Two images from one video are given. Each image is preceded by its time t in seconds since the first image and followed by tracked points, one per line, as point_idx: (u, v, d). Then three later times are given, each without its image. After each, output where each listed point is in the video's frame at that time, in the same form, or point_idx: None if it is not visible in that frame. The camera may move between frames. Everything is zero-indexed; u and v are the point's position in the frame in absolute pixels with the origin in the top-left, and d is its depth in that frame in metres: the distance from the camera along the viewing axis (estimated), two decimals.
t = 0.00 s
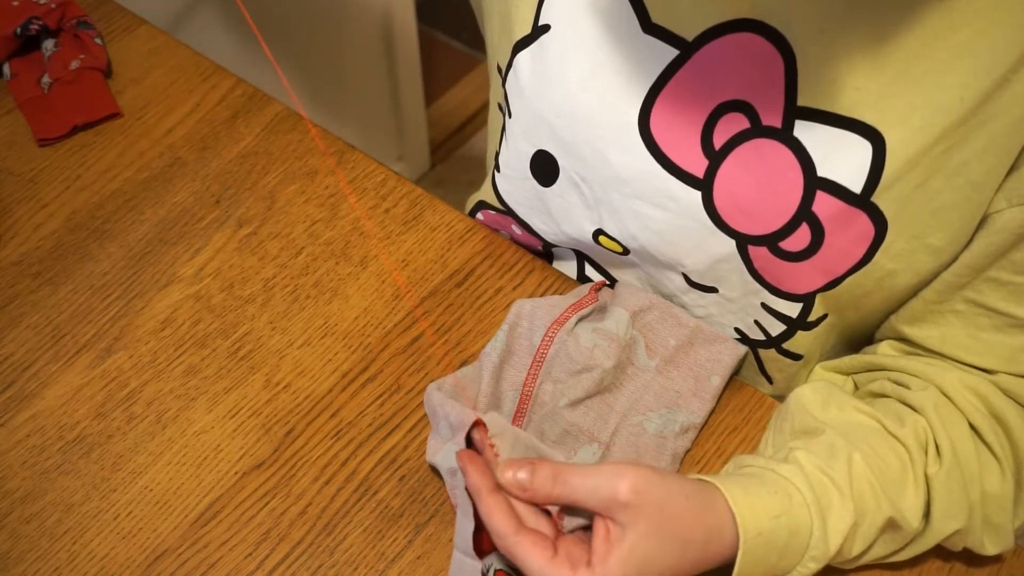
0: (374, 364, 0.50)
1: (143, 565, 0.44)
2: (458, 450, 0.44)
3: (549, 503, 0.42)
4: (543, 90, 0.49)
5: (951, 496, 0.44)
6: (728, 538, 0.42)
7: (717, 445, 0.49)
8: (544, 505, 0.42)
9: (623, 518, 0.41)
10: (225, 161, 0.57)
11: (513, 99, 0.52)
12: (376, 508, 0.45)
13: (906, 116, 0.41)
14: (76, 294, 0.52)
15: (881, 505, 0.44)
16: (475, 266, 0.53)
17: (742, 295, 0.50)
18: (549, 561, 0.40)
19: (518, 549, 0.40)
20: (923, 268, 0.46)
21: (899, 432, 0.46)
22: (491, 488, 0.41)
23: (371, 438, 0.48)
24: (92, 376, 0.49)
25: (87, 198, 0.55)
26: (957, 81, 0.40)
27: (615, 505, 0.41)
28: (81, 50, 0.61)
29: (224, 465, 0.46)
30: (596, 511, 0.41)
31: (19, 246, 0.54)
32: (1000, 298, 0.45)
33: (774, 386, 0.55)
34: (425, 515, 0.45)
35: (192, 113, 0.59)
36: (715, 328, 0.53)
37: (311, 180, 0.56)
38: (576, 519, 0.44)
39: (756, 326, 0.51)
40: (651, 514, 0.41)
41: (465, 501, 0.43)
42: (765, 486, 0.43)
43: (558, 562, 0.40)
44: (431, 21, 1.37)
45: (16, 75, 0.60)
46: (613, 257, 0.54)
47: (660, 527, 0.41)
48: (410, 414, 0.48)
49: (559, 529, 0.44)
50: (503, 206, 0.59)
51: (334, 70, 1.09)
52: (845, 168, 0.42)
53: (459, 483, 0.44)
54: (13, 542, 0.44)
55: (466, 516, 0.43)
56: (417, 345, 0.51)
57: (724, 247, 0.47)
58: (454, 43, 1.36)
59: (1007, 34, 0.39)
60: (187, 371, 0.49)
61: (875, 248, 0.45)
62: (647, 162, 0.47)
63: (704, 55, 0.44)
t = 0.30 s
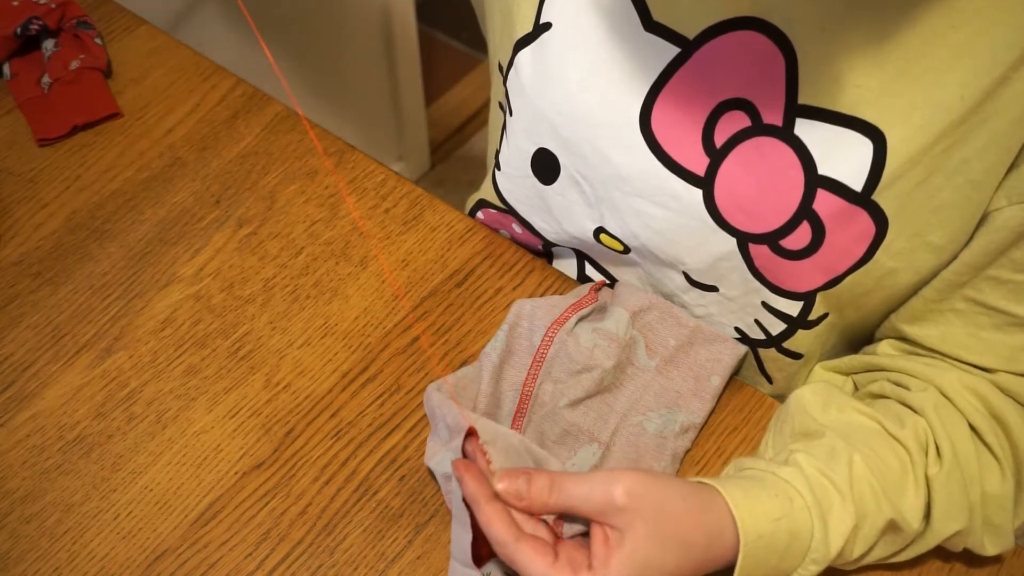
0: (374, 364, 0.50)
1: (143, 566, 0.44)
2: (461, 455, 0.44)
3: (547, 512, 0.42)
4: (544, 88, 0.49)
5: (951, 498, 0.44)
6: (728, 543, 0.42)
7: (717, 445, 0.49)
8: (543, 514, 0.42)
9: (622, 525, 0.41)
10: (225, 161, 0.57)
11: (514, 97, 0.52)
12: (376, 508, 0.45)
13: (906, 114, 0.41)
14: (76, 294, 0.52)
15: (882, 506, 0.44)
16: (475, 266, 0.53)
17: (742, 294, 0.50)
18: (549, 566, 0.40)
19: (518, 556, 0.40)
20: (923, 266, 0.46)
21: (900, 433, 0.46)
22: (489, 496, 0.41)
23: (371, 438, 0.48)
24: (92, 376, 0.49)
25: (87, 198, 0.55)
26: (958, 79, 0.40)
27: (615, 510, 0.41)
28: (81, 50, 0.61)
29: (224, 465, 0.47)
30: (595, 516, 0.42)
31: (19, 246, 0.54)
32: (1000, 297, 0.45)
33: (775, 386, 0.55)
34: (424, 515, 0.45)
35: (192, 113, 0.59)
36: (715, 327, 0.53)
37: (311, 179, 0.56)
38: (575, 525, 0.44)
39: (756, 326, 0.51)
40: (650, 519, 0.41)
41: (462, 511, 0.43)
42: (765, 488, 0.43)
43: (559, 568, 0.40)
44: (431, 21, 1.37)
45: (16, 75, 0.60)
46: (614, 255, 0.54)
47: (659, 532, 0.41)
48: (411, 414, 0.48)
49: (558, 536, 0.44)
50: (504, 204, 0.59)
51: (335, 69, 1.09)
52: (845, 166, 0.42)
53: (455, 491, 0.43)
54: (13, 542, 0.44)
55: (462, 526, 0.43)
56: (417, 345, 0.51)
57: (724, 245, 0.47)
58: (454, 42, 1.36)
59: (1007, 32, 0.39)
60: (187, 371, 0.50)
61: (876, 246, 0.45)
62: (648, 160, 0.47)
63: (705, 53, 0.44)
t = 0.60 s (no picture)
0: (375, 364, 0.50)
1: (143, 566, 0.44)
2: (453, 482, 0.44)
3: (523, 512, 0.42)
4: (546, 84, 0.49)
5: (949, 492, 0.44)
6: (718, 530, 0.42)
7: (716, 445, 0.49)
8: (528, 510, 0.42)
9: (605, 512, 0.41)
10: (225, 161, 0.57)
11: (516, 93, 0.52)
12: (376, 508, 0.45)
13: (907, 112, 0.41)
14: (76, 294, 0.52)
15: (878, 496, 0.44)
16: (475, 266, 0.53)
17: (741, 292, 0.50)
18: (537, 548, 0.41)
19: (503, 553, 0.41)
20: (924, 265, 0.46)
21: (896, 427, 0.46)
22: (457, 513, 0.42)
23: (371, 438, 0.48)
24: (92, 376, 0.49)
25: (87, 198, 0.55)
26: (959, 78, 0.40)
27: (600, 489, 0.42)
28: (81, 50, 0.61)
29: (224, 465, 0.47)
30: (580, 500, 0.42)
31: (19, 246, 0.54)
32: (1000, 295, 0.45)
33: (775, 386, 0.55)
34: (425, 515, 0.45)
35: (191, 113, 0.59)
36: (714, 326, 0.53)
37: (310, 179, 0.56)
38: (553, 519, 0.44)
39: (755, 325, 0.51)
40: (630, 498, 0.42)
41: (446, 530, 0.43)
42: (757, 475, 0.44)
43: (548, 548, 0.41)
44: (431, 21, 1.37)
45: (16, 75, 0.61)
46: (615, 250, 0.54)
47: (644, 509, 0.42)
48: (410, 414, 0.48)
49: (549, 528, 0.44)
50: (506, 200, 0.59)
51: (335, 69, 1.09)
52: (846, 164, 0.42)
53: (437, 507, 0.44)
54: (13, 542, 0.44)
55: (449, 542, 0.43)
56: (417, 345, 0.51)
57: (725, 242, 0.47)
58: (454, 43, 1.36)
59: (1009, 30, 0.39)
60: (187, 371, 0.50)
61: (876, 244, 0.45)
62: (650, 157, 0.47)
63: (708, 50, 0.44)
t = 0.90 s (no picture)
0: (375, 364, 0.50)
1: (143, 565, 0.44)
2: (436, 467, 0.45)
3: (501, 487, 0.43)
4: (565, 76, 0.51)
5: (941, 477, 0.44)
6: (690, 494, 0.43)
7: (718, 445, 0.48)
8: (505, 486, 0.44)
9: (574, 499, 0.42)
10: (225, 161, 0.57)
11: (532, 84, 0.54)
12: (376, 508, 0.45)
13: (918, 108, 0.41)
14: (76, 294, 0.52)
15: (861, 469, 0.44)
16: (475, 266, 0.53)
17: (745, 289, 0.50)
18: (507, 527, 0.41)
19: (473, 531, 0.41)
20: (931, 262, 0.47)
21: (884, 409, 0.46)
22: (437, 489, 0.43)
23: (371, 438, 0.48)
24: (92, 376, 0.49)
25: (87, 198, 0.55)
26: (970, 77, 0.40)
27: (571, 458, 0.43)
28: (81, 50, 0.61)
29: (224, 465, 0.47)
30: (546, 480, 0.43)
31: (18, 246, 0.54)
32: (1003, 291, 0.44)
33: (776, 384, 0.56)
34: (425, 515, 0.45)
35: (191, 114, 0.59)
36: (715, 322, 0.54)
37: (311, 179, 0.56)
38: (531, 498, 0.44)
39: (758, 322, 0.52)
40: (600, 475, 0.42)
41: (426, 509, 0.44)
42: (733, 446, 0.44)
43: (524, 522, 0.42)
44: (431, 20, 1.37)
45: (16, 75, 0.61)
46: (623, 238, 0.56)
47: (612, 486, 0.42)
48: (410, 414, 0.48)
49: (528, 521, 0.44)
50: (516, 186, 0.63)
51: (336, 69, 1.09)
52: (856, 160, 0.43)
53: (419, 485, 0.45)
54: (13, 542, 0.44)
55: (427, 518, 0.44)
56: (417, 345, 0.51)
57: (732, 236, 0.48)
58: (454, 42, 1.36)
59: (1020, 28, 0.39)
60: (187, 371, 0.50)
61: (885, 240, 0.45)
62: (661, 149, 0.48)
63: (721, 42, 0.45)
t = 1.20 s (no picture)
0: (374, 364, 0.50)
1: (143, 565, 0.44)
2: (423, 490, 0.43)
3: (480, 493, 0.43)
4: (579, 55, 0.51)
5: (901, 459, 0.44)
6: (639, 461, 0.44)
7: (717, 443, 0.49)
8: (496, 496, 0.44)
9: (566, 522, 0.43)
10: (225, 161, 0.57)
11: (545, 61, 0.54)
12: (376, 508, 0.45)
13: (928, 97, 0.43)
14: (76, 294, 0.52)
15: (810, 441, 0.45)
16: (476, 266, 0.53)
17: (748, 274, 0.50)
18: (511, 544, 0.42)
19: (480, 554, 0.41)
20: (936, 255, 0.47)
21: (846, 390, 0.47)
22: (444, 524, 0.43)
23: (371, 438, 0.48)
24: (92, 376, 0.49)
25: (87, 198, 0.55)
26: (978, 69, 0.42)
27: (527, 448, 0.44)
28: (81, 50, 0.61)
29: (224, 465, 0.47)
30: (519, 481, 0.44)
31: (19, 246, 0.54)
32: (1003, 280, 0.44)
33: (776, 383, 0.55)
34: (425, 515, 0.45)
35: (191, 113, 0.59)
36: (715, 306, 0.54)
37: (311, 179, 0.56)
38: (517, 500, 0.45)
39: (758, 308, 0.52)
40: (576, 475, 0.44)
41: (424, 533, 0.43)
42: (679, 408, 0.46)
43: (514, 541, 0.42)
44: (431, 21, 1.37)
45: (16, 75, 0.61)
46: (624, 221, 0.56)
47: (587, 486, 0.44)
48: (410, 415, 0.48)
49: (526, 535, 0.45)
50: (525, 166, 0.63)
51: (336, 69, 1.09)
52: (864, 147, 0.44)
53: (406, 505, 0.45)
54: (13, 542, 0.45)
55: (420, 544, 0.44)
56: (418, 345, 0.51)
57: (737, 220, 0.48)
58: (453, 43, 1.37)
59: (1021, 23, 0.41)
60: (187, 371, 0.50)
61: (888, 231, 0.46)
62: (672, 128, 0.48)
63: (740, 23, 0.45)
